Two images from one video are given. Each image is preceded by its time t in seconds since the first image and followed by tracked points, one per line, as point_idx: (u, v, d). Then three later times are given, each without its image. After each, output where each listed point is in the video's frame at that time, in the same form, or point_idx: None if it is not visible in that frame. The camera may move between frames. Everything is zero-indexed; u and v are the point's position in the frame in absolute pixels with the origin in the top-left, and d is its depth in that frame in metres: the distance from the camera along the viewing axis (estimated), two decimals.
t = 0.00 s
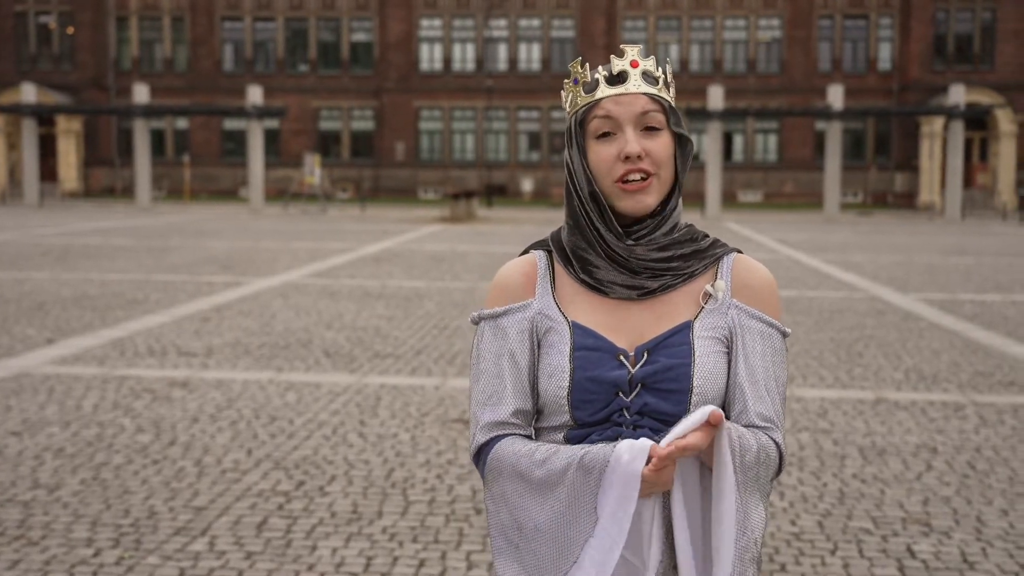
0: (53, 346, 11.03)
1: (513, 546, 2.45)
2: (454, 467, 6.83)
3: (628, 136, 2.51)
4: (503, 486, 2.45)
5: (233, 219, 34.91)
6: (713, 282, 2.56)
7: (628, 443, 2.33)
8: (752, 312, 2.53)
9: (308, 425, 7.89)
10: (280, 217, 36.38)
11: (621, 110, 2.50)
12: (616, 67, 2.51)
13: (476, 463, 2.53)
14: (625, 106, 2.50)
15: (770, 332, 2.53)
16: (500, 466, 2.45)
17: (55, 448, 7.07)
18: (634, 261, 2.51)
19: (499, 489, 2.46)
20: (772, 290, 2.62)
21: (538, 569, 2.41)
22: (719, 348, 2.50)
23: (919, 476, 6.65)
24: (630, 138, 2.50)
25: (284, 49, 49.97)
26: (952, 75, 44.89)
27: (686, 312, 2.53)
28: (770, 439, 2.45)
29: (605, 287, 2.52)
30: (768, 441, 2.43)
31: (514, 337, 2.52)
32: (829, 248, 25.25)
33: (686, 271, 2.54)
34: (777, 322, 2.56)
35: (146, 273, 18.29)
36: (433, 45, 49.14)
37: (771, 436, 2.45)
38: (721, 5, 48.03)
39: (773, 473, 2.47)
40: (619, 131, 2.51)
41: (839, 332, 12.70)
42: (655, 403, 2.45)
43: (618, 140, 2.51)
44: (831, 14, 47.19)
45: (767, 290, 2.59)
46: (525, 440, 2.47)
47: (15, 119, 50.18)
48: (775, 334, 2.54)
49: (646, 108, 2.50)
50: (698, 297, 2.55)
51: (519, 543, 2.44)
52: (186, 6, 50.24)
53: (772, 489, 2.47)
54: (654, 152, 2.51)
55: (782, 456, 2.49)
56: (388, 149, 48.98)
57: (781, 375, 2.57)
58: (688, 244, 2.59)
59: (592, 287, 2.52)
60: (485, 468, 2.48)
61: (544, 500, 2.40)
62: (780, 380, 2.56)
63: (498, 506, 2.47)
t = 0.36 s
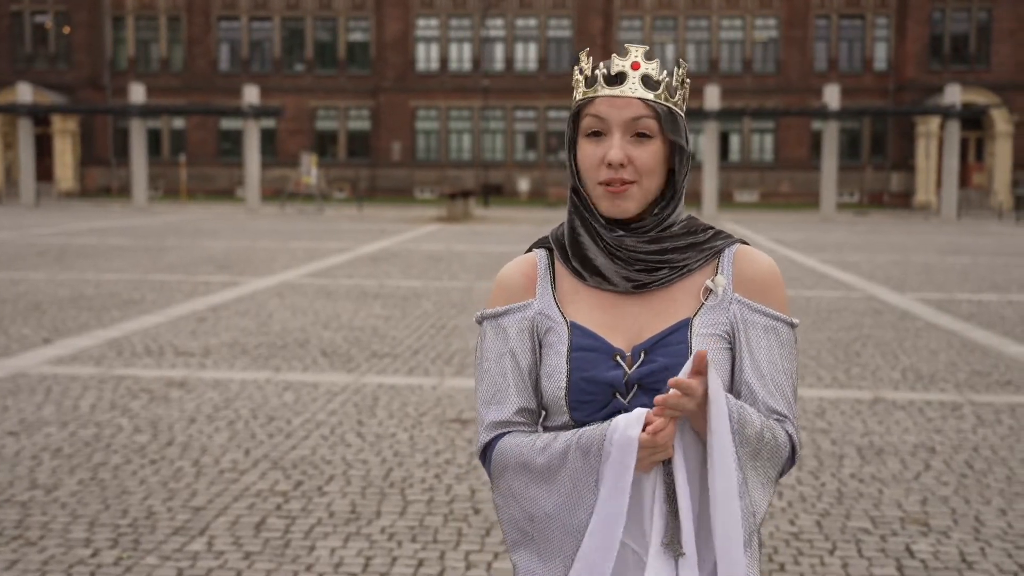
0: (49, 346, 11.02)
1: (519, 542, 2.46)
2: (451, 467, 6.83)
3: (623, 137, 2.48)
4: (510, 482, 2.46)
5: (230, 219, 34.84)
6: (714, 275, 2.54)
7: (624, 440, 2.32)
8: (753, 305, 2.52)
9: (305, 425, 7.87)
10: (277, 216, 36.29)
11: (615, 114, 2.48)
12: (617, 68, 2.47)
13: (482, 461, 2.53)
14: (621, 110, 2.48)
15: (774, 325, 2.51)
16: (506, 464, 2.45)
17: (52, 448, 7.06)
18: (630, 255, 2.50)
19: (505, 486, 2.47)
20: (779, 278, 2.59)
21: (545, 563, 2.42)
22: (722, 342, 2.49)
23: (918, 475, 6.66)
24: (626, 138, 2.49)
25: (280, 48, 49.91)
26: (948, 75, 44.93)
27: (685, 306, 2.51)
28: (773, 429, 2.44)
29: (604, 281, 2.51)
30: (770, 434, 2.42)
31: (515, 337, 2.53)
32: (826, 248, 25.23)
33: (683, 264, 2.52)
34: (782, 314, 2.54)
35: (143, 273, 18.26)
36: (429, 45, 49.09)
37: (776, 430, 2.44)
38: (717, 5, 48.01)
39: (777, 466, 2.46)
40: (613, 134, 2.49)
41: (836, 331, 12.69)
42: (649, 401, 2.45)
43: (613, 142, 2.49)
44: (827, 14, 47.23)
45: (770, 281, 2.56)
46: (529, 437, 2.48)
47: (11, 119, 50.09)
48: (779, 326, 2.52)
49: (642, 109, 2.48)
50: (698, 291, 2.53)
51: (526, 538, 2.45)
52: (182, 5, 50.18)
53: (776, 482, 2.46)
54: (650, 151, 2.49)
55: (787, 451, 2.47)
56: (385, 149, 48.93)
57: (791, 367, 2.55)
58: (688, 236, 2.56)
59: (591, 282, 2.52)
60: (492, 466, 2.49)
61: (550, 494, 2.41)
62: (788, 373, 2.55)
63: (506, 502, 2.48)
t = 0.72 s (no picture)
0: (45, 346, 11.01)
1: (519, 548, 2.45)
2: (449, 467, 6.82)
3: (619, 149, 2.48)
4: (510, 488, 2.46)
5: (225, 219, 34.79)
6: (711, 273, 2.52)
7: (619, 444, 2.33)
8: (749, 300, 2.49)
9: (302, 425, 7.88)
10: (272, 216, 36.23)
11: (610, 126, 2.46)
12: (609, 79, 2.44)
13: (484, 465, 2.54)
14: (617, 122, 2.46)
15: (772, 321, 2.48)
16: (506, 470, 2.45)
17: (48, 449, 7.04)
18: (628, 259, 2.50)
19: (505, 493, 2.47)
20: (777, 272, 2.56)
21: (543, 567, 2.40)
22: (718, 341, 2.47)
23: (914, 475, 6.67)
24: (621, 150, 2.48)
25: (276, 48, 49.90)
26: (943, 76, 45.00)
27: (680, 305, 2.51)
28: (769, 430, 2.42)
29: (601, 283, 2.51)
30: (768, 433, 2.39)
31: (515, 341, 2.53)
32: (822, 248, 25.22)
33: (679, 264, 2.51)
34: (781, 309, 2.50)
35: (138, 273, 18.24)
36: (425, 45, 49.07)
37: (776, 426, 2.42)
38: (712, 5, 48.07)
39: (780, 466, 2.43)
40: (608, 146, 2.48)
41: (832, 332, 12.70)
42: (646, 401, 2.44)
43: (609, 154, 2.48)
44: (822, 14, 47.28)
45: (769, 276, 2.53)
46: (530, 441, 2.47)
47: (5, 119, 50.00)
48: (779, 322, 2.49)
49: (637, 120, 2.46)
50: (696, 288, 2.52)
51: (529, 543, 2.43)
52: (176, 5, 50.17)
53: (779, 484, 2.42)
54: (646, 159, 2.48)
55: (787, 450, 2.44)
56: (380, 149, 48.89)
57: (790, 364, 2.52)
58: (684, 236, 2.55)
59: (586, 284, 2.52)
60: (493, 472, 2.49)
61: (546, 501, 2.39)
62: (789, 369, 2.52)
63: (507, 510, 2.47)
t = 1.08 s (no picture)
0: (40, 346, 10.98)
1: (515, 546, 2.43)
2: (445, 467, 6.82)
3: (622, 146, 2.47)
4: (508, 489, 2.45)
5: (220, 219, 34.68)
6: (711, 273, 2.52)
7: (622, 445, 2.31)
8: (748, 300, 2.49)
9: (298, 425, 7.86)
10: (267, 216, 36.15)
11: (611, 125, 2.46)
12: (611, 79, 2.45)
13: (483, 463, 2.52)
14: (616, 121, 2.46)
15: (770, 322, 2.49)
16: (506, 468, 2.44)
17: (43, 449, 7.02)
18: (630, 258, 2.49)
19: (504, 493, 2.45)
20: (775, 276, 2.56)
21: (538, 567, 2.40)
22: (718, 339, 2.47)
23: (910, 474, 6.68)
24: (624, 147, 2.47)
25: (270, 48, 49.83)
26: (938, 75, 45.05)
27: (682, 303, 2.50)
28: (771, 431, 2.42)
29: (600, 282, 2.50)
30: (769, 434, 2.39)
31: (516, 338, 2.52)
32: (817, 248, 25.21)
33: (681, 265, 2.51)
34: (779, 312, 2.51)
35: (133, 273, 18.20)
36: (419, 45, 49.03)
37: (773, 429, 2.42)
38: (707, 5, 48.08)
39: (779, 466, 2.43)
40: (611, 143, 2.47)
41: (827, 331, 12.70)
42: (650, 398, 2.44)
43: (612, 152, 2.47)
44: (817, 14, 47.30)
45: (767, 278, 2.53)
46: (528, 441, 2.46)
47: None
48: (777, 323, 2.50)
49: (639, 118, 2.45)
50: (696, 288, 2.52)
51: (526, 542, 2.42)
52: (171, 4, 50.11)
53: (779, 486, 2.42)
54: (648, 158, 2.47)
55: (786, 452, 2.44)
56: (376, 149, 48.85)
57: (788, 365, 2.53)
58: (685, 237, 2.55)
59: (587, 283, 2.51)
60: (492, 470, 2.48)
61: (545, 502, 2.38)
62: (787, 371, 2.52)
63: (505, 509, 2.46)
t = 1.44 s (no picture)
0: (35, 346, 10.98)
1: (510, 544, 2.41)
2: (441, 467, 6.82)
3: (626, 142, 2.46)
4: (504, 485, 2.42)
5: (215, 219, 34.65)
6: (713, 274, 2.53)
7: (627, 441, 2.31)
8: (747, 301, 2.50)
9: (294, 425, 7.86)
10: (262, 216, 36.13)
11: (616, 120, 2.46)
12: (615, 78, 2.45)
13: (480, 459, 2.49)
14: (619, 117, 2.45)
15: (769, 323, 2.50)
16: (503, 464, 2.41)
17: (38, 450, 6.99)
18: (632, 257, 2.49)
19: (500, 489, 2.42)
20: (772, 279, 2.57)
21: (531, 567, 2.37)
22: (719, 337, 2.47)
23: (906, 473, 6.69)
24: (629, 143, 2.46)
25: (266, 48, 49.84)
26: (932, 75, 45.13)
27: (684, 303, 2.50)
28: (772, 431, 2.42)
29: (602, 280, 2.49)
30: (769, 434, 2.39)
31: (516, 334, 2.49)
32: (813, 248, 25.22)
33: (683, 265, 2.51)
34: (777, 314, 2.52)
35: (128, 273, 18.19)
36: (415, 45, 49.03)
37: (773, 429, 2.42)
38: (702, 5, 48.13)
39: (777, 468, 2.42)
40: (615, 140, 2.46)
41: (823, 331, 12.71)
42: (654, 393, 2.44)
43: (616, 148, 2.46)
44: (812, 14, 47.36)
45: (764, 282, 2.55)
46: (527, 438, 2.44)
47: None
48: (774, 326, 2.50)
49: (642, 116, 2.45)
50: (697, 288, 2.52)
51: (521, 539, 2.39)
52: (166, 4, 50.11)
53: (777, 488, 2.42)
54: (651, 156, 2.47)
55: (781, 452, 2.43)
56: (371, 149, 48.83)
57: (785, 367, 2.53)
58: (685, 240, 2.55)
59: (589, 279, 2.50)
60: (490, 466, 2.44)
61: (546, 499, 2.36)
62: (784, 372, 2.53)
63: (501, 506, 2.43)
